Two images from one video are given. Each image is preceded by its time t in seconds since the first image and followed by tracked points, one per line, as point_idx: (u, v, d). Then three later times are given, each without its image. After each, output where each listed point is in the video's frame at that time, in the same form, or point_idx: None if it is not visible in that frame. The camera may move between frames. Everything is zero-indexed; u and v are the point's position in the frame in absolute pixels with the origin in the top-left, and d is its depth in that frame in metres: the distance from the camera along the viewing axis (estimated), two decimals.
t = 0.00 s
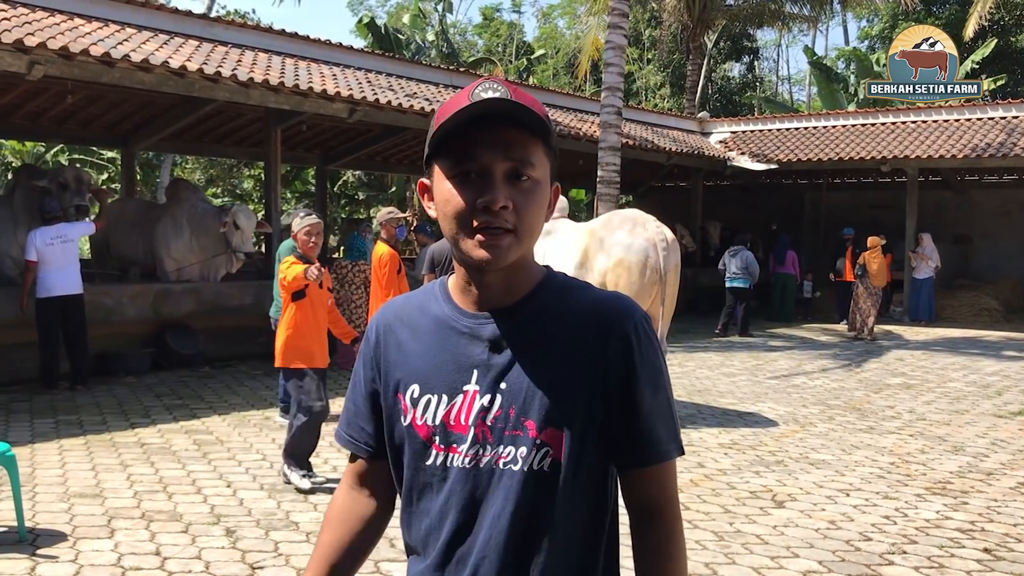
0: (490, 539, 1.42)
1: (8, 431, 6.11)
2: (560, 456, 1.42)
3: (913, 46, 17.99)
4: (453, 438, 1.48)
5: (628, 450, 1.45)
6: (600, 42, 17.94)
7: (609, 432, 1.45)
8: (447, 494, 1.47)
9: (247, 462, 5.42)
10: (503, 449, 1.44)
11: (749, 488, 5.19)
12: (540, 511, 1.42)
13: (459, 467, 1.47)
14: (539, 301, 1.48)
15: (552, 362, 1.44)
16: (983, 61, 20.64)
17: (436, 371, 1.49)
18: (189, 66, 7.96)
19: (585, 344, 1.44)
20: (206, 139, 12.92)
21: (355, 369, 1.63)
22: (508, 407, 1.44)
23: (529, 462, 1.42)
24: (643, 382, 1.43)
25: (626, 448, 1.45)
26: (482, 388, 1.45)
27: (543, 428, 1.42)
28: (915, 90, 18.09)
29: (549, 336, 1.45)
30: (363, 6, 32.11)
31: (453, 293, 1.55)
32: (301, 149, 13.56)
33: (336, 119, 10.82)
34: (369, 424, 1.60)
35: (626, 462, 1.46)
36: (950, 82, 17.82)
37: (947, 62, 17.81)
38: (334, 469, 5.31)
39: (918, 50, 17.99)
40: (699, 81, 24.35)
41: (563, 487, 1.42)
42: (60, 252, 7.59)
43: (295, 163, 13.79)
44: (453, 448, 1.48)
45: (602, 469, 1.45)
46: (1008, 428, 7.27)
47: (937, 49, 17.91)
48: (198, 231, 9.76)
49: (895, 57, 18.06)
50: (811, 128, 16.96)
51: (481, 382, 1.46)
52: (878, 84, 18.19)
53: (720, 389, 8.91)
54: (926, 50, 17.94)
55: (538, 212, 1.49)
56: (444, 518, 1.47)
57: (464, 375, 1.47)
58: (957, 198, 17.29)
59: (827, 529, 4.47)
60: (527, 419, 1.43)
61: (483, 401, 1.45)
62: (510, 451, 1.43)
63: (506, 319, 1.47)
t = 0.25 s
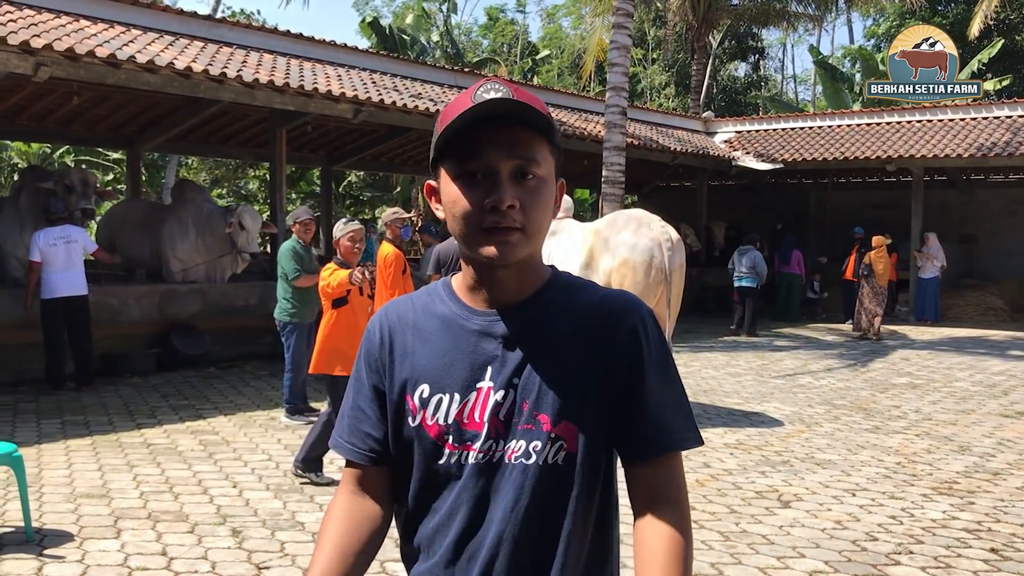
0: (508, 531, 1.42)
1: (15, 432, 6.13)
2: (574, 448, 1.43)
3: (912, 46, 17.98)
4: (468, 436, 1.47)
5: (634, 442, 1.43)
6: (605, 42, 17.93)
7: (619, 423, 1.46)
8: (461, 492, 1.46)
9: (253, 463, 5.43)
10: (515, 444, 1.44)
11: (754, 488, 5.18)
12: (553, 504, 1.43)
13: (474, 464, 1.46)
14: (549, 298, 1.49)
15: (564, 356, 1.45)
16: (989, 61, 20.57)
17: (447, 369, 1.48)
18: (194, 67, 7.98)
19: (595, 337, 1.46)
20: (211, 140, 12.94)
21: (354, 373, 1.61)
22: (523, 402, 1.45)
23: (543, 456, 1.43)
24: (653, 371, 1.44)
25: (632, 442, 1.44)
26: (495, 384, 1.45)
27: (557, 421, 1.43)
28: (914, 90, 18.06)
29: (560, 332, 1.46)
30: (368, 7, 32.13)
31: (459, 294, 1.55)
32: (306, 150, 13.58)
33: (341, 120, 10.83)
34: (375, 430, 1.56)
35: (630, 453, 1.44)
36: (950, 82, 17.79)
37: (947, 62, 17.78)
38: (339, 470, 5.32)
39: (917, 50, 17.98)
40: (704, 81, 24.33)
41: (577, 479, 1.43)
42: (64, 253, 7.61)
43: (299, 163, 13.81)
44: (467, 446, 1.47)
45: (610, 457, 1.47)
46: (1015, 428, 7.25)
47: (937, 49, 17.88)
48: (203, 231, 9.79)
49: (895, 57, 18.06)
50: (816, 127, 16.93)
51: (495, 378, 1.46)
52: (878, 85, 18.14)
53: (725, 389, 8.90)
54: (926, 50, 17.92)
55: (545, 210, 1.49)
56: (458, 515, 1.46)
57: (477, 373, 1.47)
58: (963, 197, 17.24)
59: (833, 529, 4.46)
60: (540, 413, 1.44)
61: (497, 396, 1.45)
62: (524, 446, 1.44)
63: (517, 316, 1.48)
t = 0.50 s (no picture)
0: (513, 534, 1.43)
1: (20, 433, 6.14)
2: (577, 453, 1.44)
3: (913, 46, 17.93)
4: (469, 440, 1.47)
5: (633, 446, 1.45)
6: (609, 42, 17.93)
7: (621, 426, 1.45)
8: (464, 496, 1.47)
9: (258, 463, 5.44)
10: (518, 447, 1.44)
11: (759, 488, 5.18)
12: (555, 505, 1.45)
13: (476, 468, 1.46)
14: (553, 300, 1.49)
15: (568, 356, 1.45)
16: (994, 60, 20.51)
17: (451, 373, 1.47)
18: (199, 68, 8.00)
19: (598, 338, 1.46)
20: (216, 141, 12.97)
21: (358, 381, 1.60)
22: (527, 405, 1.44)
23: (546, 460, 1.44)
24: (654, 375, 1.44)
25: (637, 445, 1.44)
26: (498, 387, 1.45)
27: (560, 425, 1.43)
28: (914, 90, 18.04)
29: (564, 334, 1.46)
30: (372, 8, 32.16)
31: (461, 297, 1.55)
32: (310, 150, 13.60)
33: (345, 121, 10.85)
34: (381, 436, 1.56)
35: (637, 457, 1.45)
36: (950, 82, 17.75)
37: (947, 62, 17.73)
38: (344, 470, 5.32)
39: (917, 50, 17.93)
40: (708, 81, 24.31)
41: (579, 482, 1.44)
42: (67, 254, 7.61)
43: (304, 164, 13.83)
44: (470, 450, 1.47)
45: (612, 459, 1.47)
46: (1021, 428, 7.22)
47: (937, 49, 17.83)
48: (208, 232, 9.81)
49: (895, 57, 18.03)
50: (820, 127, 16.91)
51: (498, 381, 1.45)
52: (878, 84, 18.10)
53: (730, 389, 8.90)
54: (926, 50, 17.87)
55: (549, 210, 1.49)
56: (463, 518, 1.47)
57: (479, 376, 1.46)
58: (968, 197, 17.20)
59: (838, 529, 4.46)
60: (544, 416, 1.43)
61: (500, 399, 1.45)
62: (527, 449, 1.44)
63: (520, 317, 1.48)
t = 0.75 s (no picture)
0: (513, 537, 1.43)
1: (23, 433, 6.15)
2: (579, 455, 1.43)
3: (913, 46, 17.90)
4: (468, 441, 1.47)
5: (635, 449, 1.44)
6: (611, 42, 17.91)
7: (624, 428, 1.44)
8: (463, 498, 1.47)
9: (261, 464, 5.44)
10: (518, 449, 1.44)
11: (762, 489, 5.17)
12: (557, 508, 1.44)
13: (474, 469, 1.46)
14: (553, 301, 1.48)
15: (567, 356, 1.44)
16: (998, 59, 20.46)
17: (450, 373, 1.48)
18: (202, 69, 8.00)
19: (600, 340, 1.45)
20: (218, 142, 12.98)
21: (360, 382, 1.62)
22: (526, 407, 1.44)
23: (547, 463, 1.43)
24: (656, 377, 1.42)
25: (644, 449, 1.43)
26: (498, 389, 1.45)
27: (561, 426, 1.42)
28: (914, 90, 18.02)
29: (564, 334, 1.45)
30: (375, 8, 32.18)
31: (463, 297, 1.56)
32: (313, 151, 13.61)
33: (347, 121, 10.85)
34: (377, 435, 1.58)
35: (646, 460, 1.43)
36: (950, 82, 17.72)
37: (947, 62, 17.70)
38: (347, 471, 5.32)
39: (918, 50, 17.90)
40: (711, 81, 24.29)
41: (580, 486, 1.43)
42: (68, 254, 7.63)
43: (307, 165, 13.82)
44: (468, 451, 1.47)
45: (615, 461, 1.46)
46: None
47: (937, 49, 17.79)
48: (211, 232, 9.82)
49: (895, 57, 18.01)
50: (823, 127, 16.89)
51: (497, 382, 1.45)
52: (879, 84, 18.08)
53: (733, 389, 8.89)
54: (926, 50, 17.83)
55: (548, 209, 1.48)
56: (462, 520, 1.47)
57: (478, 377, 1.46)
58: (971, 197, 17.17)
59: (841, 530, 4.45)
60: (544, 418, 1.43)
61: (500, 401, 1.45)
62: (527, 451, 1.43)
63: (520, 317, 1.48)
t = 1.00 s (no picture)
0: (508, 539, 1.43)
1: (26, 433, 6.15)
2: (576, 457, 1.42)
3: (913, 46, 17.90)
4: (467, 441, 1.47)
5: (630, 450, 1.43)
6: (612, 41, 17.90)
7: (620, 429, 1.44)
8: (461, 499, 1.47)
9: (263, 464, 5.44)
10: (516, 450, 1.44)
11: (764, 488, 5.17)
12: (553, 508, 1.43)
13: (472, 470, 1.47)
14: (550, 302, 1.48)
15: (564, 356, 1.44)
16: (1000, 58, 20.43)
17: (449, 374, 1.48)
18: (204, 69, 8.00)
19: (597, 340, 1.44)
20: (220, 142, 12.99)
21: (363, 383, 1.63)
22: (523, 409, 1.44)
23: (543, 463, 1.43)
24: (654, 377, 1.41)
25: (642, 450, 1.41)
26: (496, 389, 1.45)
27: (557, 427, 1.42)
28: (915, 90, 18.01)
29: (560, 334, 1.45)
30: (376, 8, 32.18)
31: (464, 298, 1.56)
32: (314, 151, 13.61)
33: (349, 121, 10.86)
34: (379, 435, 1.59)
35: (640, 462, 1.41)
36: (950, 82, 17.70)
37: (947, 62, 17.68)
38: (349, 471, 5.32)
39: (917, 50, 17.88)
40: (713, 80, 24.28)
41: (576, 487, 1.42)
42: (73, 255, 7.66)
43: (308, 165, 13.83)
44: (465, 451, 1.48)
45: (611, 462, 1.45)
46: None
47: (937, 49, 17.78)
48: (214, 232, 9.84)
49: (895, 57, 18.00)
50: (824, 126, 16.89)
51: (495, 383, 1.45)
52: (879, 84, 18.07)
53: (735, 389, 8.89)
54: (926, 49, 17.82)
55: (544, 209, 1.48)
56: (458, 521, 1.47)
57: (476, 377, 1.47)
58: (973, 196, 17.16)
59: (842, 529, 4.45)
60: (540, 418, 1.43)
61: (497, 402, 1.45)
62: (523, 452, 1.44)
63: (518, 317, 1.48)
